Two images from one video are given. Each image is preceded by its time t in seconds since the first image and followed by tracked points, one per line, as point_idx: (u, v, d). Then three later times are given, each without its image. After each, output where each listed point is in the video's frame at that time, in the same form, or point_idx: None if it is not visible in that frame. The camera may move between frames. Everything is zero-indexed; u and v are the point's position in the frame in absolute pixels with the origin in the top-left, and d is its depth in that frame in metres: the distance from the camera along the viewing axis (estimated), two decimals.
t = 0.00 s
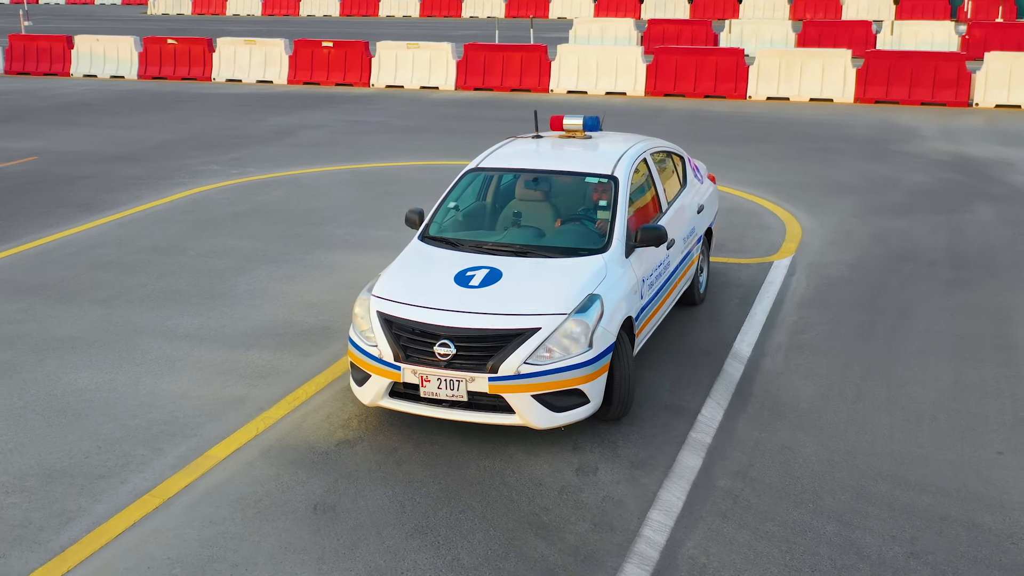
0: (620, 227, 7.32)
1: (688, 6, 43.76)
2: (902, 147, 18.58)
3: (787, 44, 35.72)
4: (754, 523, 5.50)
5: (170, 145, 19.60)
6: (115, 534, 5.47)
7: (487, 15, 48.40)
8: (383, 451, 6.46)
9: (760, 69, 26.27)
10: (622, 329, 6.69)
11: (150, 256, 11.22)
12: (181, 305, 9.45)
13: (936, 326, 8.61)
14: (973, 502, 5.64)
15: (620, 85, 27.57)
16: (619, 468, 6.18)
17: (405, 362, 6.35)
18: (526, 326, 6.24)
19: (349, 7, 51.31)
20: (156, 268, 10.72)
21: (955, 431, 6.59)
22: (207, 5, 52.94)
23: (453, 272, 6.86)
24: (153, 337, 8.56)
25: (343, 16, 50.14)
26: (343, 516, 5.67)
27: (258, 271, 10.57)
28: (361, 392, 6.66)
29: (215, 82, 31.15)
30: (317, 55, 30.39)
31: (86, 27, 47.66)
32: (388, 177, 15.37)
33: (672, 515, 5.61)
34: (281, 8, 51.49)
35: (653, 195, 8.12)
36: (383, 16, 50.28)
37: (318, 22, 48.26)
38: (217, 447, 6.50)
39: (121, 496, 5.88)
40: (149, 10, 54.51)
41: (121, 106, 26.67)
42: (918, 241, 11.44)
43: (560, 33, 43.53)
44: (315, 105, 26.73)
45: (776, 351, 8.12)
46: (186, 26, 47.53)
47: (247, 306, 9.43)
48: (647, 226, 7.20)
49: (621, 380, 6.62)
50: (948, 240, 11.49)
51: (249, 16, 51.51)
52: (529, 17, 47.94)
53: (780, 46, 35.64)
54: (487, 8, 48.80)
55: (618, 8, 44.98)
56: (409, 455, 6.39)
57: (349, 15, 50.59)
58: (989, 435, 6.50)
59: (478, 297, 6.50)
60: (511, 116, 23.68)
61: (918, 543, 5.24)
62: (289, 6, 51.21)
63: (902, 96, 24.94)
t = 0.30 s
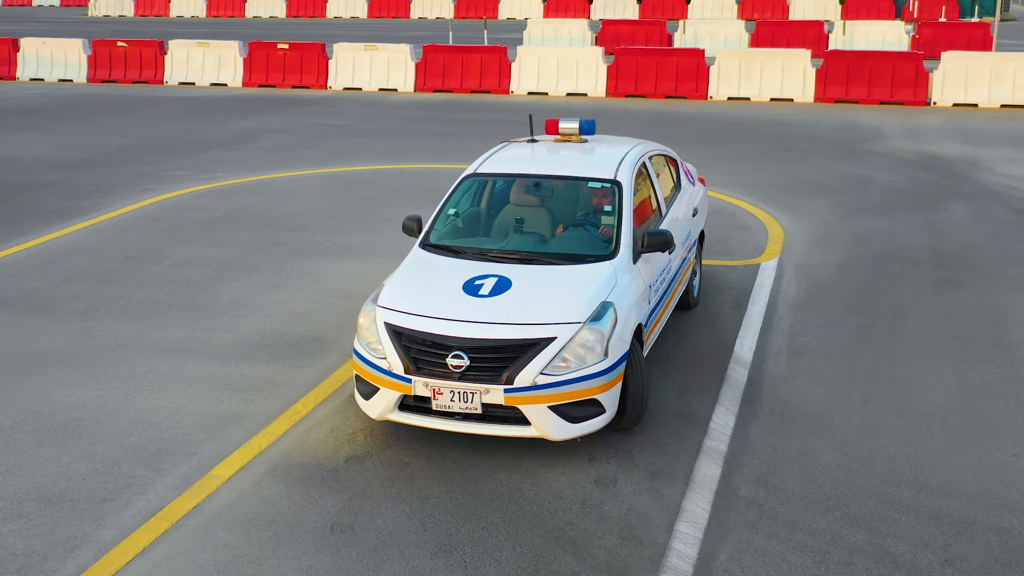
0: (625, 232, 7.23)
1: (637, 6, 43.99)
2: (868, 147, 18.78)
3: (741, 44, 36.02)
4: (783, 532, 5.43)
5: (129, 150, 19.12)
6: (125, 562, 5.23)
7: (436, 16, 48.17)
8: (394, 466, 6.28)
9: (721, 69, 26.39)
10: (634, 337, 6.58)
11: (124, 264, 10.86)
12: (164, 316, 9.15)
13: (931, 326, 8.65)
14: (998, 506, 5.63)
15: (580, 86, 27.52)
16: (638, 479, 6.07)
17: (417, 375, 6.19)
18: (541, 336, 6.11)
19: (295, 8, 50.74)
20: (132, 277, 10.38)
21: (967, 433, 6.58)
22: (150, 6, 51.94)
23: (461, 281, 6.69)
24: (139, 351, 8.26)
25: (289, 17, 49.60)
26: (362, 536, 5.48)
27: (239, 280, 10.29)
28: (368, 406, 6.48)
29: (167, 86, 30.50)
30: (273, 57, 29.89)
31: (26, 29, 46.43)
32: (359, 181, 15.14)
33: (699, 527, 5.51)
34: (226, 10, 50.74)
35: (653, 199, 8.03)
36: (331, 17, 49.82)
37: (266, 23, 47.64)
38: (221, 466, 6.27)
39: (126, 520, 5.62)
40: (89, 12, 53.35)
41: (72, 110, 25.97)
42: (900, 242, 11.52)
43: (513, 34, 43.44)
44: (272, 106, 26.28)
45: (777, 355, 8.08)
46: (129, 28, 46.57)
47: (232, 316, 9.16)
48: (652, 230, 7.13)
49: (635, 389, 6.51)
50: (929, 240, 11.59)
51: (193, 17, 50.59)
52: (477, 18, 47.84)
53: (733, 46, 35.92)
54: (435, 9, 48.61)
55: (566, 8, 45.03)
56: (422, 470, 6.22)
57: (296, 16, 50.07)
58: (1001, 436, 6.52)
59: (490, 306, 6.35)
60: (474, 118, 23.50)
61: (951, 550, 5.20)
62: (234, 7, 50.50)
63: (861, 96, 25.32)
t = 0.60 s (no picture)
0: (624, 242, 7.20)
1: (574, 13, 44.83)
2: (821, 154, 19.08)
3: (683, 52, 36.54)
4: (806, 544, 5.41)
5: (76, 164, 18.53)
6: None
7: (374, 26, 47.94)
8: (402, 486, 6.13)
9: (670, 77, 26.59)
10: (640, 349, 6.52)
11: (89, 280, 10.47)
12: (140, 333, 8.84)
13: (916, 331, 8.77)
14: (1013, 510, 5.68)
15: (531, 95, 27.45)
16: (653, 493, 6.01)
17: (424, 392, 6.05)
18: (552, 350, 6.02)
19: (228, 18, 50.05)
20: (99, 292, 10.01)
21: (969, 438, 6.66)
22: (78, 16, 50.62)
23: (463, 295, 6.57)
24: (119, 372, 7.96)
25: (223, 28, 48.95)
26: (380, 561, 5.32)
27: (213, 294, 10.00)
28: (371, 425, 6.32)
29: (107, 97, 29.60)
30: (217, 67, 29.15)
31: None
32: (321, 193, 14.89)
33: (723, 540, 5.47)
34: (157, 19, 49.79)
35: (644, 209, 8.00)
36: (265, 27, 49.28)
37: (201, 33, 46.85)
38: (223, 490, 6.05)
39: (130, 551, 5.39)
40: (14, 22, 51.83)
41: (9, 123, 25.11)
42: (870, 249, 11.70)
43: (455, 43, 43.37)
44: (219, 115, 25.70)
45: (770, 363, 8.10)
46: (58, 38, 45.32)
47: (210, 333, 8.90)
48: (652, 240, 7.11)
49: (643, 401, 6.46)
50: (897, 247, 11.80)
51: (124, 28, 49.46)
52: (413, 29, 47.24)
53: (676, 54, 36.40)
54: (371, 18, 48.33)
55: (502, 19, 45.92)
56: (431, 489, 6.08)
57: (230, 26, 49.46)
58: (1003, 440, 6.61)
59: (497, 321, 6.25)
60: (428, 127, 23.30)
61: (975, 556, 5.22)
62: (165, 17, 49.59)
63: (808, 102, 25.86)
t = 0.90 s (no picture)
0: (615, 243, 7.25)
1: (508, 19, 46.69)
2: (772, 157, 19.41)
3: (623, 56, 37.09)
4: (817, 538, 5.48)
5: (19, 174, 17.99)
6: None
7: (307, 31, 48.49)
8: (407, 492, 6.08)
9: (617, 81, 26.80)
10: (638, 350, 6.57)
11: (53, 291, 10.17)
12: (114, 344, 8.62)
13: (890, 328, 8.97)
14: (1011, 500, 5.83)
15: (478, 100, 27.36)
16: (659, 492, 6.04)
17: (429, 397, 6.01)
18: (557, 352, 6.04)
19: (159, 26, 49.39)
20: (65, 303, 9.73)
21: (958, 431, 6.82)
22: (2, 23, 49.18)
23: (462, 298, 6.55)
24: (98, 384, 7.75)
25: (154, 35, 48.30)
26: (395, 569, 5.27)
27: (185, 303, 9.80)
28: (372, 431, 6.26)
29: (44, 106, 28.62)
30: (157, 75, 28.28)
31: None
32: (280, 201, 14.70)
33: (735, 538, 5.52)
34: (85, 26, 48.77)
35: (630, 210, 8.06)
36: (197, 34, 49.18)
37: (132, 41, 45.98)
38: (224, 501, 5.94)
39: (138, 566, 5.26)
40: None
41: None
42: (833, 249, 11.94)
43: (395, 49, 43.25)
44: (162, 123, 25.18)
45: (754, 362, 8.22)
46: None
47: (187, 343, 8.72)
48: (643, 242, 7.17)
49: (643, 402, 6.50)
50: (859, 247, 12.06)
51: (52, 35, 48.27)
52: (348, 35, 48.29)
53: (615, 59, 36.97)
54: (306, 25, 48.98)
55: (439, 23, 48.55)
56: (437, 494, 6.04)
57: (160, 33, 48.83)
58: (989, 432, 6.79)
59: (499, 323, 6.24)
60: (377, 134, 23.14)
61: (982, 545, 5.35)
62: (94, 24, 48.62)
63: (753, 106, 26.32)
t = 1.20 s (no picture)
0: (604, 239, 7.38)
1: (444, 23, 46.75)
2: (721, 156, 19.77)
3: (563, 59, 37.49)
4: (820, 522, 5.67)
5: None
6: None
7: (241, 36, 47.94)
8: (413, 488, 6.13)
9: (564, 82, 27.03)
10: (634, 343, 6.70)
11: (20, 298, 9.94)
12: (93, 350, 8.48)
13: (860, 321, 9.25)
14: (998, 480, 6.08)
15: (425, 103, 27.18)
16: (662, 482, 6.18)
17: (434, 394, 6.07)
18: (560, 345, 6.13)
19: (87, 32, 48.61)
20: (34, 310, 9.52)
21: (939, 416, 7.10)
22: None
23: (461, 294, 6.61)
24: (83, 389, 7.63)
25: (83, 40, 47.57)
26: (413, 562, 5.32)
27: (159, 307, 9.68)
28: (375, 430, 6.30)
29: None
30: (97, 79, 27.67)
31: None
32: (239, 203, 14.55)
33: (742, 523, 5.68)
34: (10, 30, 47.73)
35: (614, 206, 8.18)
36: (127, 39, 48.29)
37: (61, 45, 44.97)
38: (231, 502, 5.92)
39: (154, 568, 5.24)
40: None
41: None
42: (794, 246, 12.25)
43: (333, 52, 43.00)
44: (104, 127, 24.65)
45: (734, 355, 8.41)
46: None
47: (167, 347, 8.63)
48: (632, 237, 7.32)
49: (639, 394, 6.63)
50: (818, 243, 12.39)
51: None
52: (281, 38, 48.14)
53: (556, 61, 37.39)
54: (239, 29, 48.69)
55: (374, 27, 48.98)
56: (444, 490, 6.10)
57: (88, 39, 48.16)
58: (968, 417, 7.07)
59: (501, 319, 6.32)
60: (326, 137, 22.95)
61: (978, 523, 5.58)
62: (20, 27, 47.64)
63: (697, 106, 26.76)
